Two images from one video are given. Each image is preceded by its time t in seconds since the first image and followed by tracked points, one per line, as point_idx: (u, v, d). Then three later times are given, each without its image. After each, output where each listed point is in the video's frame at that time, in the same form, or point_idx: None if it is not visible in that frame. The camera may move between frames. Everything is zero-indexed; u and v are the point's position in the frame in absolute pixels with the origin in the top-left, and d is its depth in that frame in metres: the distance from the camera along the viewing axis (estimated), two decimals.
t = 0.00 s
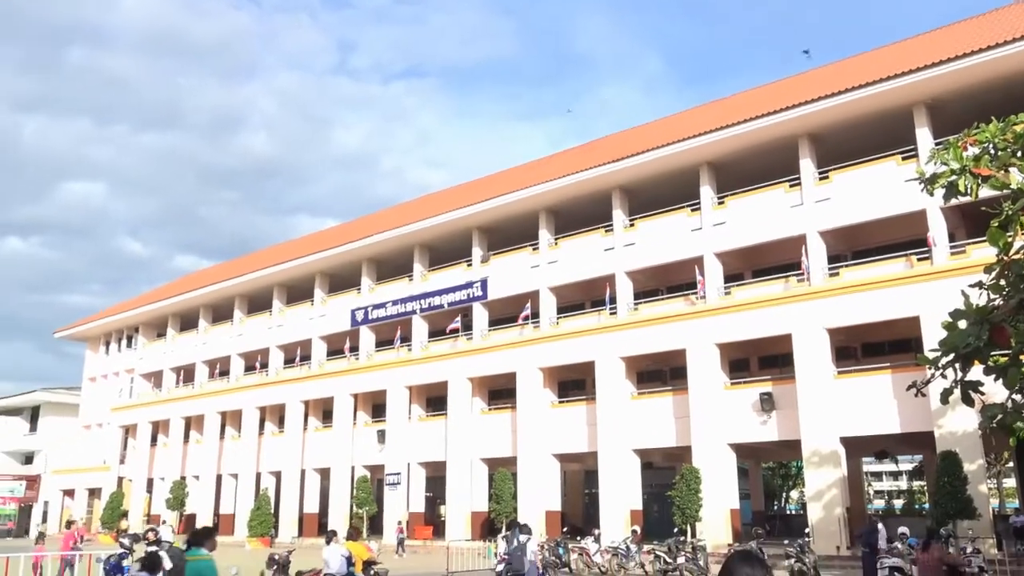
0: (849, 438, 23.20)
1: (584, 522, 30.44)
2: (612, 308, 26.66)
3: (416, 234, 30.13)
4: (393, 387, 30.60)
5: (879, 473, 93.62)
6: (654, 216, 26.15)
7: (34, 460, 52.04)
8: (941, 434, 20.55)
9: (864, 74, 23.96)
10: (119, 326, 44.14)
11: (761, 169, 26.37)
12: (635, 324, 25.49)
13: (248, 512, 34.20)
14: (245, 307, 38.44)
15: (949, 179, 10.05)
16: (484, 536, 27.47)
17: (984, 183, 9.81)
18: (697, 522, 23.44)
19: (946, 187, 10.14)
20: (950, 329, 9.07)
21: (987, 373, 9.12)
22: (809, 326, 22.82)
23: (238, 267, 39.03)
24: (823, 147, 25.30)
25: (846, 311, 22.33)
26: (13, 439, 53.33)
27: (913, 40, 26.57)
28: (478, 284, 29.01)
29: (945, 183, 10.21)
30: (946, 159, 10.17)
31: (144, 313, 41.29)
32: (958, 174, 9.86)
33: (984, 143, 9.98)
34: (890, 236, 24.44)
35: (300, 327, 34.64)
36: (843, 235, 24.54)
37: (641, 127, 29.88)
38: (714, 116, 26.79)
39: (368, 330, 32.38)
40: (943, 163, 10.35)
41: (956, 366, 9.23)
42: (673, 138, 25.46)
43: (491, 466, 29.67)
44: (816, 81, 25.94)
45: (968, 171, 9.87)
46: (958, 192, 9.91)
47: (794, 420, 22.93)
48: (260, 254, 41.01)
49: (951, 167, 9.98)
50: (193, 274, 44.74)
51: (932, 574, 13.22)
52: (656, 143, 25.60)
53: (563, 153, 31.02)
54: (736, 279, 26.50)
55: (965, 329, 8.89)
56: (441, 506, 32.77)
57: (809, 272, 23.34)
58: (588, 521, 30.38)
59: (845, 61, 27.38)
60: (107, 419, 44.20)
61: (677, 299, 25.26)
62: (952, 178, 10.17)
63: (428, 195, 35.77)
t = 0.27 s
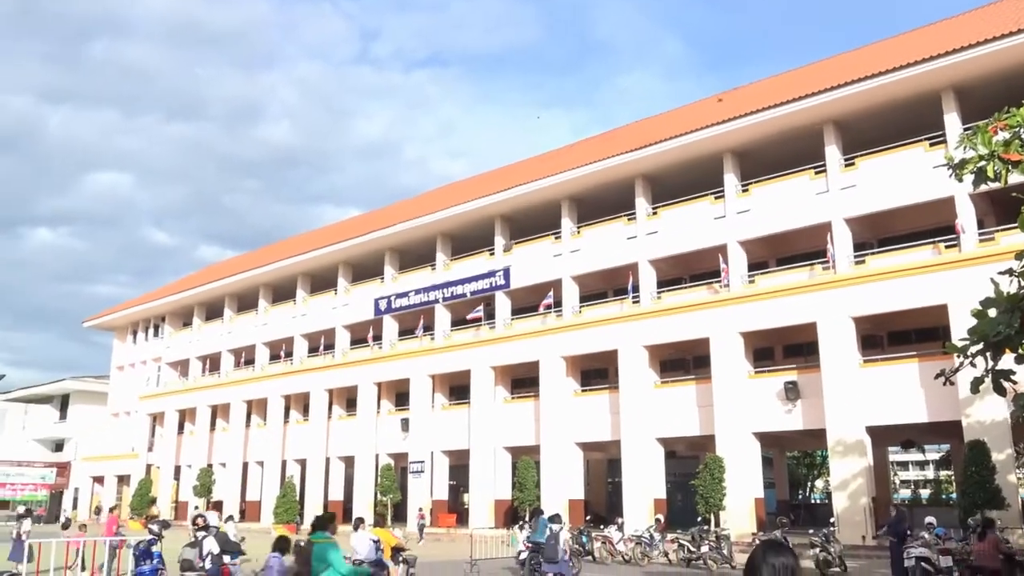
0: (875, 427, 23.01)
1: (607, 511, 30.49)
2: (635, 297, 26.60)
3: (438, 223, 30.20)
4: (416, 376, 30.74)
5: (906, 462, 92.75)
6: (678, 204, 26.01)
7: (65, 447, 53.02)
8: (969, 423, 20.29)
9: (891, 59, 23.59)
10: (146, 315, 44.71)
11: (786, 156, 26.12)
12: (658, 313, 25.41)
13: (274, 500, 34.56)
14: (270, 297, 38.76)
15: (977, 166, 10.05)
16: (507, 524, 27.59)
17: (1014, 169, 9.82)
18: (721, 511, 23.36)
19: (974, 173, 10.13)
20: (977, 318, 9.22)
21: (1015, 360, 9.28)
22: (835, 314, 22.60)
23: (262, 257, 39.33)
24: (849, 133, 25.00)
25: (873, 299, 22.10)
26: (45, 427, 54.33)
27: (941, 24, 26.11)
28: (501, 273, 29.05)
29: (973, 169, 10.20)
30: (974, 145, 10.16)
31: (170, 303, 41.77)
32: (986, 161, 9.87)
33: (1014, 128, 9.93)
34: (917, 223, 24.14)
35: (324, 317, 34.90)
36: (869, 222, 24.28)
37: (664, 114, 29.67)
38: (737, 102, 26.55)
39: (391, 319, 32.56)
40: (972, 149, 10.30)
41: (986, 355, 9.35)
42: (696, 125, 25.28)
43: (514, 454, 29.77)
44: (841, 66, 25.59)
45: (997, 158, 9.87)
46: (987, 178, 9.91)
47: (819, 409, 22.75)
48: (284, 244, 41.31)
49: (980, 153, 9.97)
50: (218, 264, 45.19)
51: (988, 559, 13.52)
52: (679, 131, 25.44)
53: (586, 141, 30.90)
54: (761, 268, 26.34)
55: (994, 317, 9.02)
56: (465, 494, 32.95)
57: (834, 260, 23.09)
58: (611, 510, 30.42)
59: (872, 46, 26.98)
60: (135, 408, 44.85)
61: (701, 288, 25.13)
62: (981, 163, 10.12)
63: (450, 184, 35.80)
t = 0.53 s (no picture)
0: (904, 417, 22.75)
1: (633, 501, 30.51)
2: (661, 286, 26.50)
3: (463, 213, 30.25)
4: (441, 365, 30.88)
5: (936, 452, 91.67)
6: (704, 193, 25.84)
7: (97, 436, 53.99)
8: (1001, 413, 19.91)
9: (921, 43, 23.16)
10: (175, 305, 45.28)
11: (814, 143, 25.81)
12: (684, 302, 25.29)
13: (302, 488, 34.95)
14: (296, 287, 39.08)
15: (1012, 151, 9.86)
16: (533, 513, 27.69)
17: None
18: (747, 501, 23.22)
19: (1008, 158, 9.96)
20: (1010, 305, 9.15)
21: None
22: (863, 303, 22.34)
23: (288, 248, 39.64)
24: (879, 119, 24.63)
25: (902, 287, 21.80)
26: (77, 415, 55.34)
27: (974, 7, 25.55)
28: (526, 263, 29.07)
29: (1007, 154, 10.02)
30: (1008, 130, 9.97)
31: (198, 293, 42.25)
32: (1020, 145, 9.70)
33: None
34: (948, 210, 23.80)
35: (350, 306, 35.15)
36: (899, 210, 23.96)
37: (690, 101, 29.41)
38: (765, 89, 26.24)
39: (416, 309, 32.73)
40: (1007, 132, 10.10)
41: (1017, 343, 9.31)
42: (723, 112, 25.05)
43: (540, 443, 29.84)
44: (872, 51, 25.17)
45: None
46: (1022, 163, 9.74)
47: (847, 399, 22.52)
48: (310, 234, 41.58)
49: (1014, 137, 9.79)
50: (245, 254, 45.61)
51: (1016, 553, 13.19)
52: (705, 118, 25.23)
53: (611, 129, 30.73)
54: (788, 256, 26.14)
55: None
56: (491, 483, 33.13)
57: (863, 249, 22.80)
58: (637, 500, 30.43)
59: (903, 30, 26.50)
60: (165, 397, 45.44)
61: (727, 277, 24.96)
62: (1016, 148, 10.00)
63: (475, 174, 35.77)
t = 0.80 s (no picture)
0: (926, 409, 22.56)
1: (651, 491, 30.53)
2: (680, 277, 26.41)
3: (481, 203, 30.25)
4: (460, 355, 30.96)
5: (957, 444, 91.02)
6: (724, 182, 25.70)
7: (120, 424, 54.67)
8: None
9: (946, 30, 22.78)
10: (196, 296, 45.67)
11: (836, 132, 25.55)
12: (703, 293, 25.20)
13: (321, 477, 35.23)
14: (316, 278, 39.29)
15: None
16: (551, 503, 27.74)
17: None
18: (766, 492, 23.12)
19: None
20: None
21: None
22: (885, 294, 22.11)
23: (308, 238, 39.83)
24: (902, 108, 24.33)
25: (925, 278, 21.57)
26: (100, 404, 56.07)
27: None
28: (545, 253, 29.07)
29: None
30: None
31: (219, 284, 42.59)
32: None
33: None
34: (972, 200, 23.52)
35: (369, 297, 35.32)
36: (922, 199, 23.72)
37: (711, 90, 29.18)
38: (786, 77, 25.97)
39: (435, 299, 32.85)
40: None
41: None
42: (744, 101, 24.83)
43: (558, 434, 29.88)
44: (895, 39, 24.82)
45: None
46: None
47: (868, 391, 22.34)
48: (329, 224, 41.73)
49: None
50: (265, 245, 45.88)
51: None
52: (726, 107, 25.03)
53: (630, 118, 30.57)
54: (809, 247, 25.98)
55: None
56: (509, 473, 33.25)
57: (885, 239, 22.56)
58: (656, 490, 30.44)
59: (927, 17, 26.10)
60: (187, 386, 45.85)
61: (747, 267, 24.83)
62: None
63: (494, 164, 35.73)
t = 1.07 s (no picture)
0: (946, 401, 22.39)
1: (668, 482, 30.56)
2: (697, 268, 26.34)
3: (498, 194, 30.26)
4: (476, 346, 31.04)
5: (977, 436, 90.46)
6: (743, 173, 25.57)
7: (140, 414, 55.31)
8: None
9: (969, 17, 22.45)
10: (215, 287, 46.02)
11: (857, 122, 25.32)
12: (721, 284, 25.12)
13: (339, 467, 35.48)
14: (334, 269, 39.48)
15: None
16: (568, 493, 27.78)
17: None
18: (784, 483, 23.04)
19: None
20: None
21: None
22: (905, 285, 21.91)
23: (324, 229, 40.00)
24: (923, 97, 24.05)
25: (946, 268, 21.34)
26: (120, 394, 56.73)
27: None
28: (561, 244, 29.08)
29: None
30: None
31: (237, 275, 42.89)
32: None
33: None
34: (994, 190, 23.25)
35: (386, 288, 35.47)
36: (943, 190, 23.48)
37: (729, 80, 28.97)
38: (806, 66, 25.74)
39: (452, 291, 32.95)
40: None
41: None
42: (762, 90, 24.66)
43: (574, 425, 29.93)
44: (918, 26, 24.50)
45: None
46: None
47: (887, 382, 22.18)
48: (346, 216, 41.85)
49: None
50: (283, 236, 46.09)
51: None
52: (744, 97, 24.87)
53: (648, 109, 30.42)
54: (828, 238, 25.83)
55: None
56: (526, 464, 33.37)
57: (905, 229, 22.35)
58: (673, 481, 30.48)
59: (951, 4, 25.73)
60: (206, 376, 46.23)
61: (764, 258, 24.71)
62: None
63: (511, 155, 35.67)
